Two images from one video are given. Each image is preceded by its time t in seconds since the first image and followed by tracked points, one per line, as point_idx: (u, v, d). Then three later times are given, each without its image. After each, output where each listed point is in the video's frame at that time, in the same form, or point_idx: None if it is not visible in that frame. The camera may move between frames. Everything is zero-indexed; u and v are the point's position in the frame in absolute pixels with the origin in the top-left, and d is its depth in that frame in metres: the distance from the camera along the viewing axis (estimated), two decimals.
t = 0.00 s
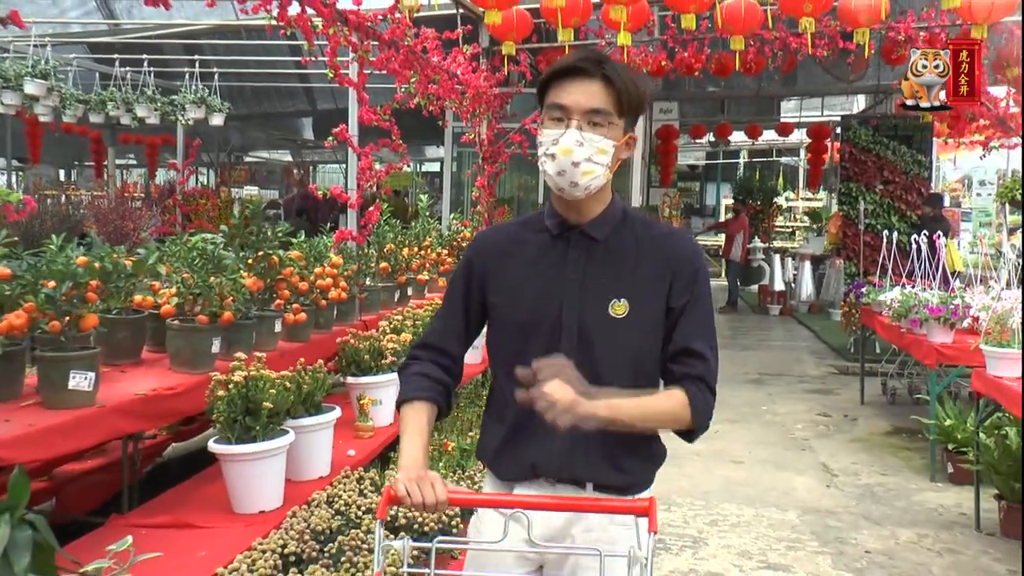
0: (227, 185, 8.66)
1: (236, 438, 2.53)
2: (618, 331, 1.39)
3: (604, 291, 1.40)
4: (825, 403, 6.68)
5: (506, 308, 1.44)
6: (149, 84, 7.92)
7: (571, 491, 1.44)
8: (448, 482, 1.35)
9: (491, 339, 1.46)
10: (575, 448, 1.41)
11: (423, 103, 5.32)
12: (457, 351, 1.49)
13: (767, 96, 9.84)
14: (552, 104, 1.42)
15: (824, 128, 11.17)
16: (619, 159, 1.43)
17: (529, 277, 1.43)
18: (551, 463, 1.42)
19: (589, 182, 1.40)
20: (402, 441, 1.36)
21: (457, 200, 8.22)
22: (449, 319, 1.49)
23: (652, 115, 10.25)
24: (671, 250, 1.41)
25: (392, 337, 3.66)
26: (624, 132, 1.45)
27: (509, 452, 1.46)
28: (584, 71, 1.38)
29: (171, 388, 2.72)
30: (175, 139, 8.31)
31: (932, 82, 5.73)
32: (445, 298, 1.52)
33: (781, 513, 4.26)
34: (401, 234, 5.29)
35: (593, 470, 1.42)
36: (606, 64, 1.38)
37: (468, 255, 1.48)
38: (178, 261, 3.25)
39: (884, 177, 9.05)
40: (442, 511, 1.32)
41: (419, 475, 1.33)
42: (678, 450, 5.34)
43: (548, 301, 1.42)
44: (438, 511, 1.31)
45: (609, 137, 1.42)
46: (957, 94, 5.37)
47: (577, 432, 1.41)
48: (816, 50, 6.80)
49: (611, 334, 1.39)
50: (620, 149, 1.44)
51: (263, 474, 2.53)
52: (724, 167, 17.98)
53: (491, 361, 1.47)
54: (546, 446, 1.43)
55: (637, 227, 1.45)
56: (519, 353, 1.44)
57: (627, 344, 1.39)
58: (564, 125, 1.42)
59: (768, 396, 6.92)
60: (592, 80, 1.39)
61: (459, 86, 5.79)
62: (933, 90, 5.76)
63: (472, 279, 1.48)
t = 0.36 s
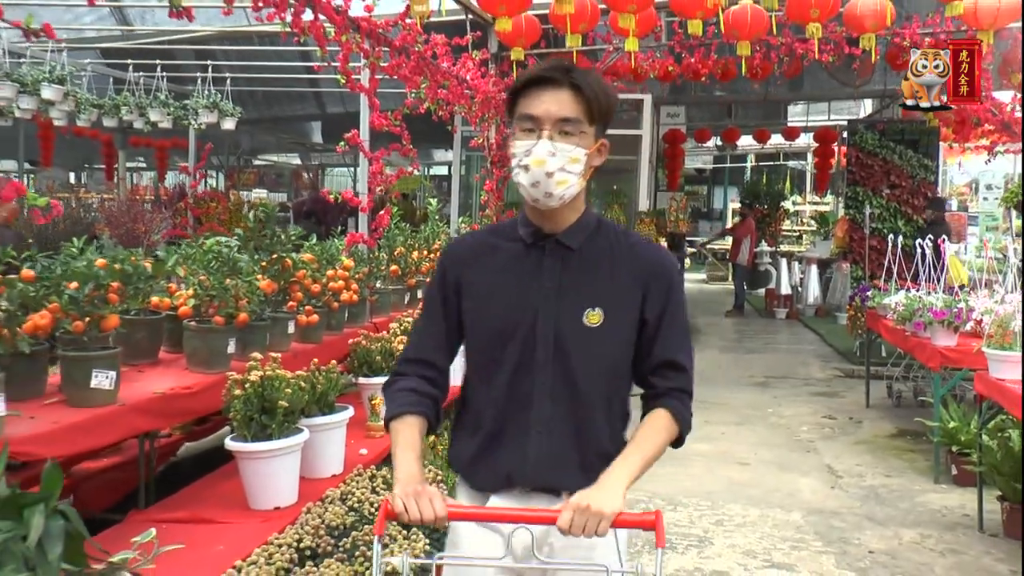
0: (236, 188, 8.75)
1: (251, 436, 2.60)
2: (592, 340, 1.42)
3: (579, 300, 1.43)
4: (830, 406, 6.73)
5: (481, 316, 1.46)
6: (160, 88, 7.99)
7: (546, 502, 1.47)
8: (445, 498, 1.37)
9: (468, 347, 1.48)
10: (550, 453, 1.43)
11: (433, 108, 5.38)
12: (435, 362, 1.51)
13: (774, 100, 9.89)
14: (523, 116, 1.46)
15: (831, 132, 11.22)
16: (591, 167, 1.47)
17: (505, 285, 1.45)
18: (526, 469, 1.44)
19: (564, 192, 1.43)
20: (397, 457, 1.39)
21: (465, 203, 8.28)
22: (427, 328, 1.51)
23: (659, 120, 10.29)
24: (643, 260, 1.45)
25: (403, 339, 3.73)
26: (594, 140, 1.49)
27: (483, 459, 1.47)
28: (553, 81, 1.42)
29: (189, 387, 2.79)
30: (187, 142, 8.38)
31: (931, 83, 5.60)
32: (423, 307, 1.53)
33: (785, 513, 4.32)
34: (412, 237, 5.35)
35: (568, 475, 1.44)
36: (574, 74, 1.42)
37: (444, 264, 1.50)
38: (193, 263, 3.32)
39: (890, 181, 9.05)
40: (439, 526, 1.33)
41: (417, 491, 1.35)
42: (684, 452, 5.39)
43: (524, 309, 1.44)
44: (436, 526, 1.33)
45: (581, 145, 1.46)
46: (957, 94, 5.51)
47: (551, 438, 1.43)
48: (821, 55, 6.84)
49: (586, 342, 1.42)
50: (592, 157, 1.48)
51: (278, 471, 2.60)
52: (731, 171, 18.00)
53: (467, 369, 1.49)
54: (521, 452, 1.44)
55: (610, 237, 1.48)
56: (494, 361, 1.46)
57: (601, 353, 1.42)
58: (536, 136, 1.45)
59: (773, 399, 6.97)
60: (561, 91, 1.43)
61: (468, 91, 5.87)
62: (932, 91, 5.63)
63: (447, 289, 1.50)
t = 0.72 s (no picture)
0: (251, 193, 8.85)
1: (277, 435, 2.66)
2: (568, 348, 1.34)
3: (554, 305, 1.35)
4: (843, 408, 6.76)
5: (450, 319, 1.36)
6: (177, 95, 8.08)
7: (513, 513, 1.39)
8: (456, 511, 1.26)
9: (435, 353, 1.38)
10: (522, 466, 1.35)
11: (449, 113, 5.44)
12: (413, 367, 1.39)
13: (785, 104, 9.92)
14: (499, 107, 1.37)
15: (842, 136, 11.25)
16: (571, 163, 1.39)
17: (477, 287, 1.35)
18: (496, 482, 1.36)
19: (542, 185, 1.33)
20: (402, 466, 1.27)
21: (478, 208, 8.35)
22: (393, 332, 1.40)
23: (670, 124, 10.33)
24: (623, 266, 1.37)
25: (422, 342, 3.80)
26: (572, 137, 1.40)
27: (447, 469, 1.38)
28: (531, 70, 1.34)
29: (214, 388, 2.85)
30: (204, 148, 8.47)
31: (931, 83, 5.60)
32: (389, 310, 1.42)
33: (799, 514, 4.36)
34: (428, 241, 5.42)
35: (540, 489, 1.37)
36: (553, 64, 1.34)
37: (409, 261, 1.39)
38: (217, 267, 3.39)
39: (901, 185, 9.04)
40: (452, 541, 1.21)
41: (431, 502, 1.23)
42: (697, 454, 5.43)
43: (496, 314, 1.35)
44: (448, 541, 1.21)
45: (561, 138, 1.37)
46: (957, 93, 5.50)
47: (522, 450, 1.35)
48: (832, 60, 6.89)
49: (563, 349, 1.34)
50: (570, 154, 1.39)
51: (303, 470, 2.66)
52: (742, 175, 18.01)
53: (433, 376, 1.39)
54: (492, 461, 1.36)
55: (587, 239, 1.39)
56: (464, 369, 1.36)
57: (578, 362, 1.34)
58: (514, 127, 1.36)
59: (786, 401, 7.00)
60: (539, 81, 1.35)
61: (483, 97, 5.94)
62: (932, 91, 5.65)
63: (414, 290, 1.39)
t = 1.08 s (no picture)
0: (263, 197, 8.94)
1: (303, 432, 2.73)
2: (576, 351, 1.34)
3: (561, 308, 1.34)
4: (852, 408, 6.81)
5: (456, 324, 1.35)
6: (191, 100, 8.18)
7: (532, 514, 1.38)
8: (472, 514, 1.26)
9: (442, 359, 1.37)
10: (535, 470, 1.35)
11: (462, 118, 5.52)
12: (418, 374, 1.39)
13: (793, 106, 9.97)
14: (501, 114, 1.36)
15: (850, 138, 11.30)
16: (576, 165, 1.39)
17: (483, 291, 1.35)
18: (510, 487, 1.36)
19: (548, 193, 1.34)
20: (417, 470, 1.27)
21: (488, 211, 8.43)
22: (399, 339, 1.39)
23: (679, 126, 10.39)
24: (631, 266, 1.37)
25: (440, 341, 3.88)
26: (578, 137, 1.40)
27: (459, 475, 1.38)
28: (531, 76, 1.32)
29: (238, 388, 2.92)
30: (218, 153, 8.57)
31: (930, 84, 5.58)
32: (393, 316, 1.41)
33: (810, 511, 4.42)
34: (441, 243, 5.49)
35: (554, 491, 1.37)
36: (554, 66, 1.33)
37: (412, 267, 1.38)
38: (240, 269, 3.47)
39: (909, 186, 9.09)
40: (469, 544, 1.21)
41: (446, 505, 1.23)
42: (708, 453, 5.50)
43: (503, 317, 1.34)
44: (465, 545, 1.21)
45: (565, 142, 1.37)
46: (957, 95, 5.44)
47: (535, 454, 1.35)
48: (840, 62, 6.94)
49: (572, 352, 1.34)
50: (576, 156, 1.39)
51: (327, 465, 2.74)
52: (750, 177, 18.05)
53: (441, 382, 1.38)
54: (504, 465, 1.36)
55: (591, 240, 1.39)
56: (472, 374, 1.36)
57: (587, 364, 1.34)
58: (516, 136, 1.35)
59: (795, 401, 7.06)
60: (539, 87, 1.33)
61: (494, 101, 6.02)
62: (931, 91, 5.61)
63: (418, 296, 1.38)
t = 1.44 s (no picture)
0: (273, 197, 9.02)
1: (322, 427, 2.80)
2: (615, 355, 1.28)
3: (599, 310, 1.29)
4: (859, 405, 6.86)
5: (489, 328, 1.30)
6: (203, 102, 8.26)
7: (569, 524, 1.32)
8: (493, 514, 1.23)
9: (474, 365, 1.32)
10: (574, 482, 1.29)
11: (473, 118, 5.61)
12: (447, 378, 1.35)
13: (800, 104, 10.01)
14: (531, 99, 1.33)
15: (856, 136, 11.34)
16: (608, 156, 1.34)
17: (516, 293, 1.30)
18: (549, 498, 1.29)
19: (579, 182, 1.29)
20: (439, 470, 1.25)
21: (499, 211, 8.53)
22: (432, 342, 1.35)
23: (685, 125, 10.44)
24: (673, 264, 1.30)
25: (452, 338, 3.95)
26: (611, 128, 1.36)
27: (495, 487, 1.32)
28: (563, 58, 1.30)
29: (257, 385, 2.98)
30: (228, 154, 8.66)
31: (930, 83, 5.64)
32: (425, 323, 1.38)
33: (818, 505, 4.48)
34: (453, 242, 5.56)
35: (594, 503, 1.30)
36: (588, 50, 1.30)
37: (443, 270, 1.34)
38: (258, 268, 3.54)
39: (916, 183, 9.15)
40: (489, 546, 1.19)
41: (466, 508, 1.21)
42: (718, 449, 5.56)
43: (538, 320, 1.29)
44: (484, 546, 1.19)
45: (597, 130, 1.32)
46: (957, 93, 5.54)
47: (574, 463, 1.29)
48: (845, 61, 6.99)
49: (610, 355, 1.28)
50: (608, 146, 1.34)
51: (345, 459, 2.80)
52: (756, 175, 18.08)
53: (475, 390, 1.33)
54: (541, 476, 1.30)
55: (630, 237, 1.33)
56: (506, 380, 1.30)
57: (627, 367, 1.27)
58: (546, 120, 1.32)
59: (803, 398, 7.11)
60: (571, 68, 1.30)
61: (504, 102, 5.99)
62: (932, 91, 5.65)
63: (450, 300, 1.34)
